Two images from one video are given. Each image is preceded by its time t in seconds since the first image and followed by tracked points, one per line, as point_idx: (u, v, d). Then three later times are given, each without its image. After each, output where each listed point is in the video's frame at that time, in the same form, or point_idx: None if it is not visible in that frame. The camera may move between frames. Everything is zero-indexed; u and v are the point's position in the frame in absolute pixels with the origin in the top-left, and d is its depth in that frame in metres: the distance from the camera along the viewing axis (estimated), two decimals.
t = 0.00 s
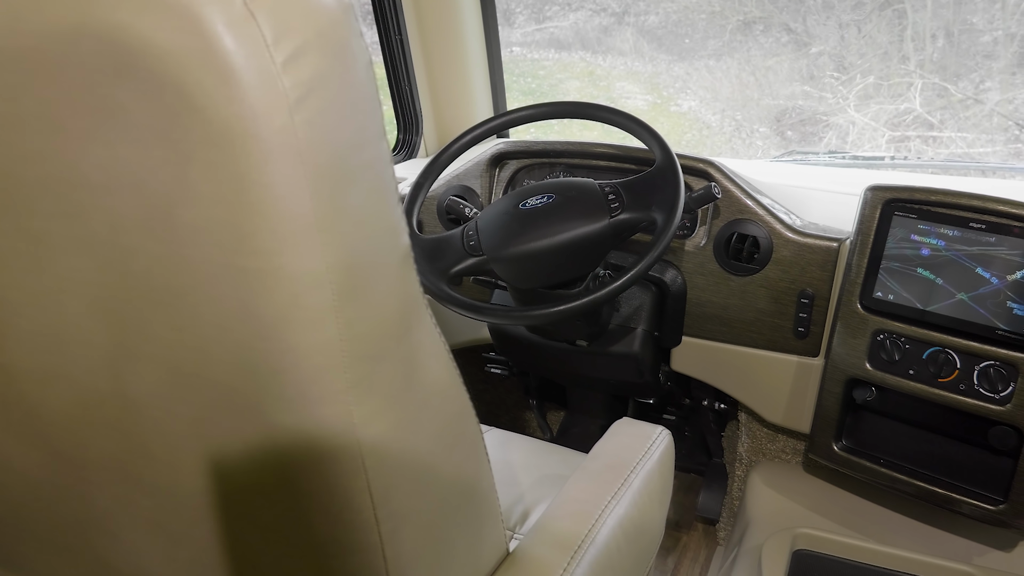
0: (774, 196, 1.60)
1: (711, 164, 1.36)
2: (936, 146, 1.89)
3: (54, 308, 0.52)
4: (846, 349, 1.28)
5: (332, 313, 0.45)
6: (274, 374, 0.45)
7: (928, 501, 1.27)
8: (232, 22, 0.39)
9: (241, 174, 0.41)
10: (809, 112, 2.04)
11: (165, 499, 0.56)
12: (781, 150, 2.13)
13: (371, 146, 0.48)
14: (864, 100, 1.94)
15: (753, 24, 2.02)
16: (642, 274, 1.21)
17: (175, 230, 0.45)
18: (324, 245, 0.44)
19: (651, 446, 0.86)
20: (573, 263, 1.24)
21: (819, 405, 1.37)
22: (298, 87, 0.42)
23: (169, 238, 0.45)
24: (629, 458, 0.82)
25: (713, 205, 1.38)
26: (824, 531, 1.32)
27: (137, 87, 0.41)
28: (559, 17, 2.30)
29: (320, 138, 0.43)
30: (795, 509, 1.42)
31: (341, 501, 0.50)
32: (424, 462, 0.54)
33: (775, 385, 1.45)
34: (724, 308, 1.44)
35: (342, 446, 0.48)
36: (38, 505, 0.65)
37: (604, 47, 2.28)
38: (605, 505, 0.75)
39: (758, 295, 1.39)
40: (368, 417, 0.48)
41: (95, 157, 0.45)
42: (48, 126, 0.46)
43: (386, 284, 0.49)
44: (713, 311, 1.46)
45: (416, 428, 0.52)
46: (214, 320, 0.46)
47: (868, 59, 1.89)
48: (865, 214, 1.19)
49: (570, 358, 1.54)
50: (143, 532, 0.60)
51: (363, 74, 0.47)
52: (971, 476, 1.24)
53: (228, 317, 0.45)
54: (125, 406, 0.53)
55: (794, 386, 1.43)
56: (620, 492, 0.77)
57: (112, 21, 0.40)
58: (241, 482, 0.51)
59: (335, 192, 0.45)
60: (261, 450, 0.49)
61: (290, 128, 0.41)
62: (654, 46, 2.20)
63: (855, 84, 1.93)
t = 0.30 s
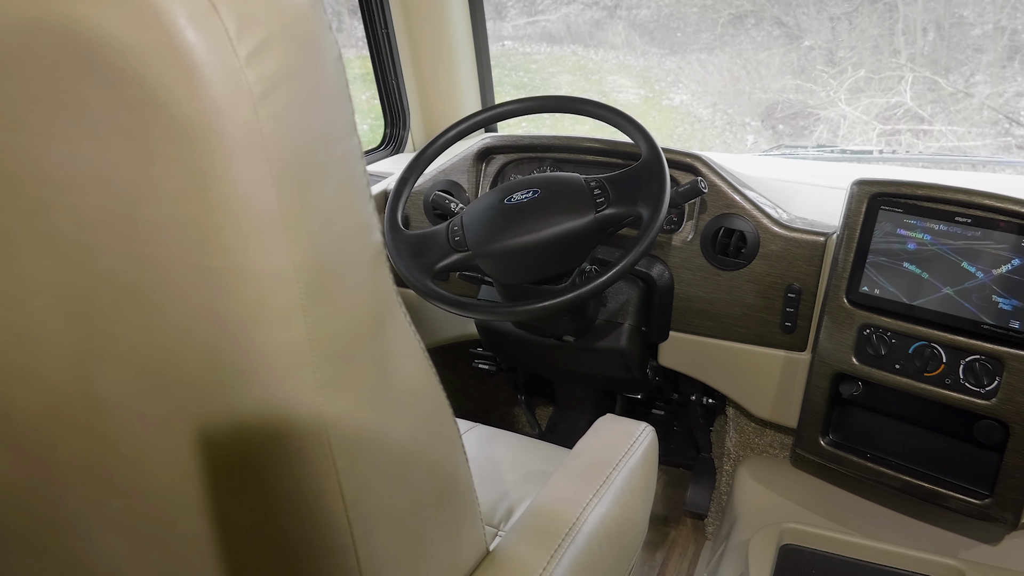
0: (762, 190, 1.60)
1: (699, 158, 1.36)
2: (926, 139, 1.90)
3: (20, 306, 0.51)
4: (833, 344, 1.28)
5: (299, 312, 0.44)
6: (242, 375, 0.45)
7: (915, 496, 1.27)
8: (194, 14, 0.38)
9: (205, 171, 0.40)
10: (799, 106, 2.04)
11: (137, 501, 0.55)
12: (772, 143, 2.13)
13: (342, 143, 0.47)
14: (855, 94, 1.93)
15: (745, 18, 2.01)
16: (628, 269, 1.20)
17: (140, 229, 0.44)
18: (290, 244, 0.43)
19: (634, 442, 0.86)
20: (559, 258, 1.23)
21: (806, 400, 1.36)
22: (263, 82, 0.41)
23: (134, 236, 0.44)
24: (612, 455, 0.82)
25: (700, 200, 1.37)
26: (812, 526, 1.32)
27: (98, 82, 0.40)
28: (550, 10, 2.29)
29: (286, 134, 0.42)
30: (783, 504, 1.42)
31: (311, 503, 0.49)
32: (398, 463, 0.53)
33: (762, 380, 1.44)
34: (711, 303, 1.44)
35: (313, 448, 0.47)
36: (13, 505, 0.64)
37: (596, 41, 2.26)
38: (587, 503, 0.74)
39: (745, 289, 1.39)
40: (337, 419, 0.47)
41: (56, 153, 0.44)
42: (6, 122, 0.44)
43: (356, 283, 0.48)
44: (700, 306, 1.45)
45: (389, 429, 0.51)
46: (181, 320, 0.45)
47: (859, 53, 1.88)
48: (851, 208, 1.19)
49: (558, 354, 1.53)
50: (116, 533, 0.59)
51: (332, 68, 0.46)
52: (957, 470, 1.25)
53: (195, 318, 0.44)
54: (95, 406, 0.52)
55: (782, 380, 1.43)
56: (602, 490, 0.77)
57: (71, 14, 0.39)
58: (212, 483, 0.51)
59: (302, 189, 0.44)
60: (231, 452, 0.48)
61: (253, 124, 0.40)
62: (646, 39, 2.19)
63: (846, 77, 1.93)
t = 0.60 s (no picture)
0: (749, 185, 1.59)
1: (686, 153, 1.35)
2: (918, 133, 1.90)
3: None
4: (821, 339, 1.27)
5: (268, 312, 0.43)
6: (209, 376, 0.44)
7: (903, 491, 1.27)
8: (155, 7, 0.37)
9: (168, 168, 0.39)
10: (790, 100, 2.03)
11: (108, 502, 0.55)
12: (763, 138, 2.12)
13: (313, 138, 0.46)
14: (846, 88, 1.93)
15: (737, 11, 2.00)
16: (614, 265, 1.20)
17: (104, 227, 0.43)
18: (257, 243, 0.42)
19: (618, 439, 0.85)
20: (545, 254, 1.22)
21: (794, 395, 1.36)
22: (228, 76, 0.40)
23: (98, 234, 0.43)
24: (596, 451, 0.82)
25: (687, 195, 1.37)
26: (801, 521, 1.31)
27: (58, 76, 0.39)
28: (542, 4, 2.28)
29: (253, 129, 0.41)
30: (772, 499, 1.42)
31: (282, 504, 0.48)
32: (374, 463, 0.52)
33: (750, 375, 1.44)
34: (699, 298, 1.43)
35: (282, 450, 0.47)
36: None
37: (588, 35, 2.25)
38: (572, 499, 0.74)
39: (733, 284, 1.39)
40: (308, 420, 0.47)
41: (18, 149, 0.43)
42: None
43: (327, 282, 0.47)
44: (688, 301, 1.45)
45: (363, 429, 0.51)
46: (147, 319, 0.44)
47: (851, 46, 1.88)
48: (838, 202, 1.18)
49: (546, 349, 1.52)
50: (89, 536, 0.58)
51: (304, 61, 0.45)
52: (944, 465, 1.25)
53: (161, 317, 0.44)
54: (63, 407, 0.51)
55: (769, 375, 1.43)
56: (585, 488, 0.76)
57: (29, 6, 0.38)
58: (182, 484, 0.50)
59: (270, 186, 0.43)
60: (201, 452, 0.48)
61: (218, 120, 0.39)
62: (638, 33, 2.18)
63: (838, 70, 1.92)
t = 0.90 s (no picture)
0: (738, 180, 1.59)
1: (674, 148, 1.35)
2: (909, 127, 1.90)
3: None
4: (808, 334, 1.27)
5: (236, 312, 0.43)
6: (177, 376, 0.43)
7: (891, 487, 1.27)
8: None
9: (132, 166, 0.39)
10: (782, 94, 2.03)
11: (80, 505, 0.54)
12: (755, 131, 2.12)
13: (284, 134, 0.45)
14: (838, 82, 1.92)
15: (729, 5, 1.99)
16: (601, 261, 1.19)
17: (68, 225, 0.42)
18: (224, 242, 0.41)
19: (603, 436, 0.85)
20: (532, 250, 1.22)
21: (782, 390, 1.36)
22: (193, 71, 0.39)
23: (62, 233, 0.42)
24: (579, 449, 0.81)
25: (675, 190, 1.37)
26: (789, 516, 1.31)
27: (18, 71, 0.38)
28: None
29: (220, 126, 0.40)
30: (760, 494, 1.42)
31: (253, 506, 0.48)
32: (349, 464, 0.51)
33: (739, 371, 1.44)
34: (687, 294, 1.43)
35: (253, 452, 0.46)
36: None
37: (581, 29, 2.23)
38: (553, 502, 0.73)
39: (721, 280, 1.38)
40: (278, 421, 0.46)
41: None
42: None
43: (299, 281, 0.46)
44: (676, 296, 1.44)
45: (337, 429, 0.50)
46: (114, 319, 0.44)
47: (844, 40, 1.87)
48: (826, 198, 1.18)
49: (534, 346, 1.52)
50: (63, 539, 0.58)
51: (274, 55, 0.44)
52: (931, 459, 1.25)
53: (128, 316, 0.43)
54: (33, 409, 0.51)
55: (757, 371, 1.42)
56: (569, 488, 0.76)
57: None
58: (153, 486, 0.49)
59: (238, 184, 0.42)
60: (171, 453, 0.47)
61: (182, 117, 0.39)
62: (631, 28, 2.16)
63: (830, 65, 1.92)
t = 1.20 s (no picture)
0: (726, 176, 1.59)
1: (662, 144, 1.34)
2: (901, 122, 1.89)
3: None
4: (797, 330, 1.27)
5: (205, 313, 0.42)
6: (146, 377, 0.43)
7: (879, 482, 1.27)
8: None
9: (96, 164, 0.38)
10: (774, 88, 2.02)
11: (52, 508, 0.53)
12: (747, 125, 2.12)
13: (256, 130, 0.44)
14: (830, 77, 1.92)
15: None
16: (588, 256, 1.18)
17: (32, 224, 0.41)
18: (192, 241, 0.41)
19: (588, 434, 0.84)
20: (519, 246, 1.21)
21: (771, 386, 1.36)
22: (158, 66, 0.38)
23: (26, 232, 0.42)
24: (564, 446, 0.81)
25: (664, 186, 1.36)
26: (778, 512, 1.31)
27: None
28: None
29: (186, 123, 0.40)
30: (750, 490, 1.42)
31: (226, 508, 0.47)
32: (325, 466, 0.51)
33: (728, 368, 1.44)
34: (676, 289, 1.42)
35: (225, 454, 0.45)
36: None
37: (574, 23, 2.22)
38: (536, 500, 0.73)
39: (709, 276, 1.38)
40: (250, 422, 0.45)
41: None
42: None
43: (271, 281, 0.46)
44: (665, 292, 1.44)
45: (311, 430, 0.49)
46: (82, 320, 0.43)
47: (836, 34, 1.87)
48: (814, 193, 1.18)
49: (523, 342, 1.51)
50: (37, 541, 0.57)
51: (245, 50, 0.43)
52: (919, 455, 1.25)
53: (95, 317, 0.42)
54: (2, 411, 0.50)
55: (746, 367, 1.42)
56: (552, 488, 0.75)
57: None
58: (125, 489, 0.49)
59: (207, 181, 0.41)
60: (142, 456, 0.46)
61: (147, 114, 0.38)
62: (624, 22, 2.14)
63: (822, 59, 1.92)
